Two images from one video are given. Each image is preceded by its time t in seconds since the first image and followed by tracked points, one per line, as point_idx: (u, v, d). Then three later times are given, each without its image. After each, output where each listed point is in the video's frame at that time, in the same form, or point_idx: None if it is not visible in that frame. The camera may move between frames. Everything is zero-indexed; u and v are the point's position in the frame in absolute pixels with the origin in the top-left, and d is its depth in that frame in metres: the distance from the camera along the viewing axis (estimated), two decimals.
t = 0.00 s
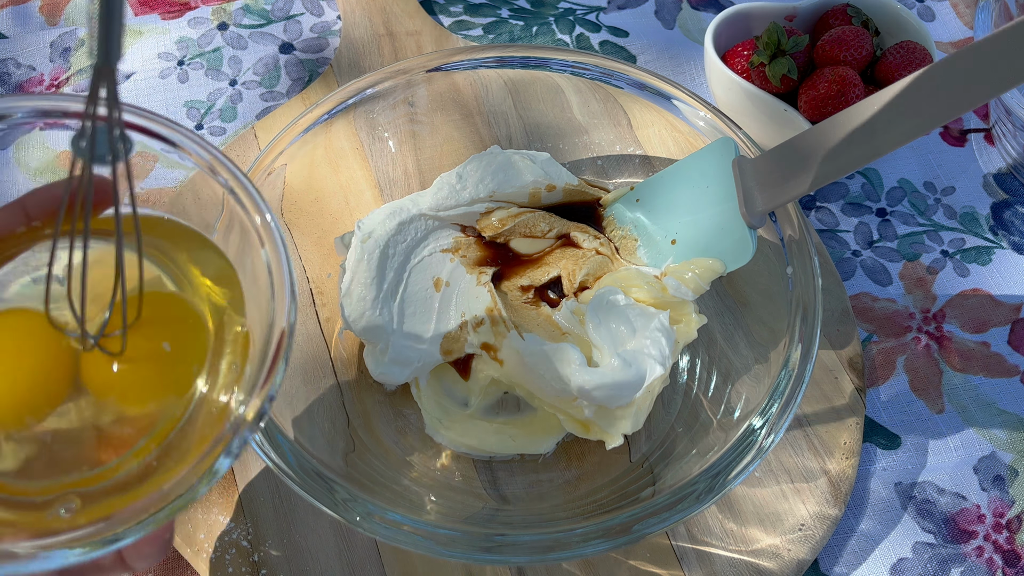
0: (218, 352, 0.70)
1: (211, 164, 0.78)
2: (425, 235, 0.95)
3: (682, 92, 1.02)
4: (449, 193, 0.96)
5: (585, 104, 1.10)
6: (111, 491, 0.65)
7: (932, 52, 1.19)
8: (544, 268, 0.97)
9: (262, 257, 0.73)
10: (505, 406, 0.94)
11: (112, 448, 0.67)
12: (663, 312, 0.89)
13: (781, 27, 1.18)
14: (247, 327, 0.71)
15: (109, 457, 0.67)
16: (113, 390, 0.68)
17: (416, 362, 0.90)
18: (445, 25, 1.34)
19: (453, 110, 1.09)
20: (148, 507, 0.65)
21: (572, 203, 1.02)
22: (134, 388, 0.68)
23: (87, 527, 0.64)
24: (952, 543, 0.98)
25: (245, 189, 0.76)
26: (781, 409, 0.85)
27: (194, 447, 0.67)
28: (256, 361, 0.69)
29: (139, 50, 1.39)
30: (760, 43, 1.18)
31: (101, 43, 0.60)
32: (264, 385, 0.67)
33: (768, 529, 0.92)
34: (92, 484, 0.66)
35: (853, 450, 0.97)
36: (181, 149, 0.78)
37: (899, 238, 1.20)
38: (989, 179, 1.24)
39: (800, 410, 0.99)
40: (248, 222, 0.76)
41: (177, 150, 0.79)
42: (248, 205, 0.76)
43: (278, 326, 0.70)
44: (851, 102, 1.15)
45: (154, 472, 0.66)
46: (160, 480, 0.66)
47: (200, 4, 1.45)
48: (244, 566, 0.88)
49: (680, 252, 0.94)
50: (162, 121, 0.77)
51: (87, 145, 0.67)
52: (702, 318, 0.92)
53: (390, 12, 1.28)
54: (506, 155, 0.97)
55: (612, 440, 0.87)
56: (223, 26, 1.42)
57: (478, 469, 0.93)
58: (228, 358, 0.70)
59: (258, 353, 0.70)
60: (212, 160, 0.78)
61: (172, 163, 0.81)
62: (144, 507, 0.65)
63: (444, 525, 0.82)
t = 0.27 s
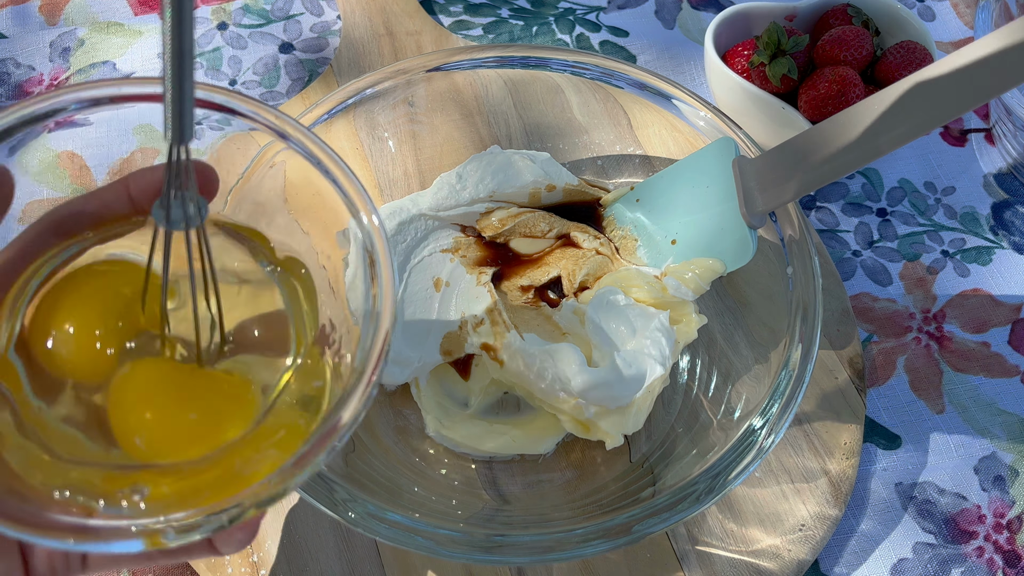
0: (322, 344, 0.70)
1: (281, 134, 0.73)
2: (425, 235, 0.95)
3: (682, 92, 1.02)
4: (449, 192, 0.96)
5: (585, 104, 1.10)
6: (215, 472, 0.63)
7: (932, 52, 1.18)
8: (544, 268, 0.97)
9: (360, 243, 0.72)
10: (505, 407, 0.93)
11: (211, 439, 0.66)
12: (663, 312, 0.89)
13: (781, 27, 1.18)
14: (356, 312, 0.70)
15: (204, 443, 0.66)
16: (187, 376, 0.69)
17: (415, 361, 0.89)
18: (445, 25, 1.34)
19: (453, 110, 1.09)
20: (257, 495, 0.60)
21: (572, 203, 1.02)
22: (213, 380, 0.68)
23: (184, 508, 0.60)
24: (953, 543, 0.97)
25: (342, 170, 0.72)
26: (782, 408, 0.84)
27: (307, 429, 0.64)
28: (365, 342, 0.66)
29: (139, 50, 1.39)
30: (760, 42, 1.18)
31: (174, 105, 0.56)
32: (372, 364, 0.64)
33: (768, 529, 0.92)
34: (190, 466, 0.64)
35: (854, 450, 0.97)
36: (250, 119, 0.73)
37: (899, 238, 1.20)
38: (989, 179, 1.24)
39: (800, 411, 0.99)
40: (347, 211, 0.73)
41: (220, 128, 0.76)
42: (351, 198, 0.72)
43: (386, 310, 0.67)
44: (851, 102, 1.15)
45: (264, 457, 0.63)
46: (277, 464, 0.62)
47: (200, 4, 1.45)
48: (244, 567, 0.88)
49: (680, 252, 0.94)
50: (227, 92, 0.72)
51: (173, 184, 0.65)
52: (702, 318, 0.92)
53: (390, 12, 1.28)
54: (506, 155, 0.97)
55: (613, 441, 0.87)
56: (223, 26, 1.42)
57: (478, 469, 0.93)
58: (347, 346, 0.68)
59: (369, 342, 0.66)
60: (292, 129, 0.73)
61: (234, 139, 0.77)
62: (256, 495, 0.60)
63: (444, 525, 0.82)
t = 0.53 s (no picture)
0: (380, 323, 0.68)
1: (324, 94, 0.72)
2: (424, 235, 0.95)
3: (682, 92, 1.02)
4: (450, 192, 0.97)
5: (585, 104, 1.10)
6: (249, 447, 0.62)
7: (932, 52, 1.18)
8: (544, 268, 0.96)
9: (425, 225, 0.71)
10: (505, 407, 0.92)
11: (252, 403, 0.67)
12: (663, 312, 0.89)
13: (781, 27, 1.18)
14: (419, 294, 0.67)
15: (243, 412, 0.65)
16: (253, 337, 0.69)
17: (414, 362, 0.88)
18: (445, 25, 1.34)
19: (452, 110, 1.09)
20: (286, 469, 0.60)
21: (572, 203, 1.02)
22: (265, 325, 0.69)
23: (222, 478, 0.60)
24: (953, 543, 0.97)
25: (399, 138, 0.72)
26: (782, 408, 0.84)
27: (353, 413, 0.63)
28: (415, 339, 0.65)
29: (139, 50, 1.39)
30: (760, 42, 1.19)
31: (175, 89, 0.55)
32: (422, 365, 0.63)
33: (768, 529, 0.92)
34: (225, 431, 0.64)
35: (854, 450, 0.97)
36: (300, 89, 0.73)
37: (900, 238, 1.20)
38: (990, 178, 1.24)
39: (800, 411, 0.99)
40: (409, 182, 0.73)
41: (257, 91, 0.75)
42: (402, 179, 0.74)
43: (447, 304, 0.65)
44: (851, 102, 1.15)
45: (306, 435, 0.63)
46: (313, 445, 0.61)
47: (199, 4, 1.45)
48: (244, 567, 0.88)
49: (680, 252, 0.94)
50: (270, 61, 0.71)
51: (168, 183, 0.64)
52: (702, 319, 0.92)
53: (390, 12, 1.28)
54: (506, 155, 0.98)
55: (613, 440, 0.87)
56: (223, 27, 1.42)
57: (477, 469, 0.92)
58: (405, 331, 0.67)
59: (423, 332, 0.65)
60: (342, 95, 0.72)
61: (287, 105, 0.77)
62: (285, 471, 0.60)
63: (445, 525, 0.82)
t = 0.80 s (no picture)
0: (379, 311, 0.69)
1: (327, 70, 0.71)
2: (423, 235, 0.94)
3: (683, 92, 1.02)
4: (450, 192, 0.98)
5: (585, 104, 1.09)
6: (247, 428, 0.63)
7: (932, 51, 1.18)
8: (544, 268, 0.95)
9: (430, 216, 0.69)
10: (505, 406, 0.91)
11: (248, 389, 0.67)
12: (664, 312, 0.89)
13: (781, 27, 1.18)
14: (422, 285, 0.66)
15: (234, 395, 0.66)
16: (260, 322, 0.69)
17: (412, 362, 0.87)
18: (445, 25, 1.34)
19: (452, 110, 1.09)
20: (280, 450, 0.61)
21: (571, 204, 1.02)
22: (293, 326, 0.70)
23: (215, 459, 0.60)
24: (954, 544, 0.97)
25: (405, 120, 0.69)
26: (783, 408, 0.84)
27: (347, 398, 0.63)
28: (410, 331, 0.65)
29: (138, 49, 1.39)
30: (760, 42, 1.19)
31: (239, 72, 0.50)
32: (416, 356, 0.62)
33: (768, 530, 0.92)
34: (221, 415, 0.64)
35: (855, 451, 0.97)
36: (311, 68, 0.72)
37: (900, 238, 1.20)
38: (990, 178, 1.24)
39: (800, 411, 0.98)
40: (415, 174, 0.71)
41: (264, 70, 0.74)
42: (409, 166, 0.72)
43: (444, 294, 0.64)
44: (851, 102, 1.14)
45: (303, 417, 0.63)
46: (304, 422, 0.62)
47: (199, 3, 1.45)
48: (243, 567, 0.87)
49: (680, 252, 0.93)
50: (280, 37, 0.70)
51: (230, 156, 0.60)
52: (702, 319, 0.92)
53: (390, 12, 1.28)
54: (506, 154, 0.98)
55: (613, 440, 0.87)
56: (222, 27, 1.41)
57: (477, 469, 0.92)
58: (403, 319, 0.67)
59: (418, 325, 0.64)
60: (349, 74, 0.70)
61: (301, 93, 0.77)
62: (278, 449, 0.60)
63: (444, 525, 0.82)
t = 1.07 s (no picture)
0: (372, 320, 0.69)
1: (323, 73, 0.71)
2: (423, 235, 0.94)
3: (682, 92, 1.02)
4: (450, 192, 0.98)
5: (585, 103, 1.09)
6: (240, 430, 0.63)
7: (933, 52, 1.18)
8: (544, 268, 0.95)
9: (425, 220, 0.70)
10: (504, 406, 0.91)
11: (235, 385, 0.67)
12: (664, 312, 0.89)
13: (782, 27, 1.18)
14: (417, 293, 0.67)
15: (228, 402, 0.66)
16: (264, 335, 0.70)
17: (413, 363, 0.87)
18: (445, 25, 1.34)
19: (452, 111, 1.09)
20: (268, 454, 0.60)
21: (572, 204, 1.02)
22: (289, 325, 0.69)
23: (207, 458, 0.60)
24: (954, 544, 0.97)
25: (400, 123, 0.70)
26: (783, 408, 0.84)
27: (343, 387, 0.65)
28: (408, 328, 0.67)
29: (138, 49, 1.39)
30: (760, 42, 1.19)
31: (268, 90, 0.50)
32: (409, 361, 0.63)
33: (768, 530, 0.91)
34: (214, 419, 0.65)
35: (855, 451, 0.97)
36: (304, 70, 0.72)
37: (901, 238, 1.19)
38: (991, 178, 1.24)
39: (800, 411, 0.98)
40: (412, 176, 0.72)
41: (256, 72, 0.74)
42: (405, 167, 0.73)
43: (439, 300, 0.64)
44: (851, 102, 1.14)
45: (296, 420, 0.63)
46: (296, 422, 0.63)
47: (199, 3, 1.45)
48: (243, 567, 0.87)
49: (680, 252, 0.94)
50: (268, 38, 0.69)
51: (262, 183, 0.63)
52: (702, 319, 0.92)
53: (390, 12, 1.28)
54: (506, 155, 0.98)
55: (613, 441, 0.87)
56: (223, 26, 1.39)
57: (477, 469, 0.92)
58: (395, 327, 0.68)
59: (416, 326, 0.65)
60: (344, 77, 0.71)
61: (301, 93, 0.77)
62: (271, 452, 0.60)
63: (444, 525, 0.82)
